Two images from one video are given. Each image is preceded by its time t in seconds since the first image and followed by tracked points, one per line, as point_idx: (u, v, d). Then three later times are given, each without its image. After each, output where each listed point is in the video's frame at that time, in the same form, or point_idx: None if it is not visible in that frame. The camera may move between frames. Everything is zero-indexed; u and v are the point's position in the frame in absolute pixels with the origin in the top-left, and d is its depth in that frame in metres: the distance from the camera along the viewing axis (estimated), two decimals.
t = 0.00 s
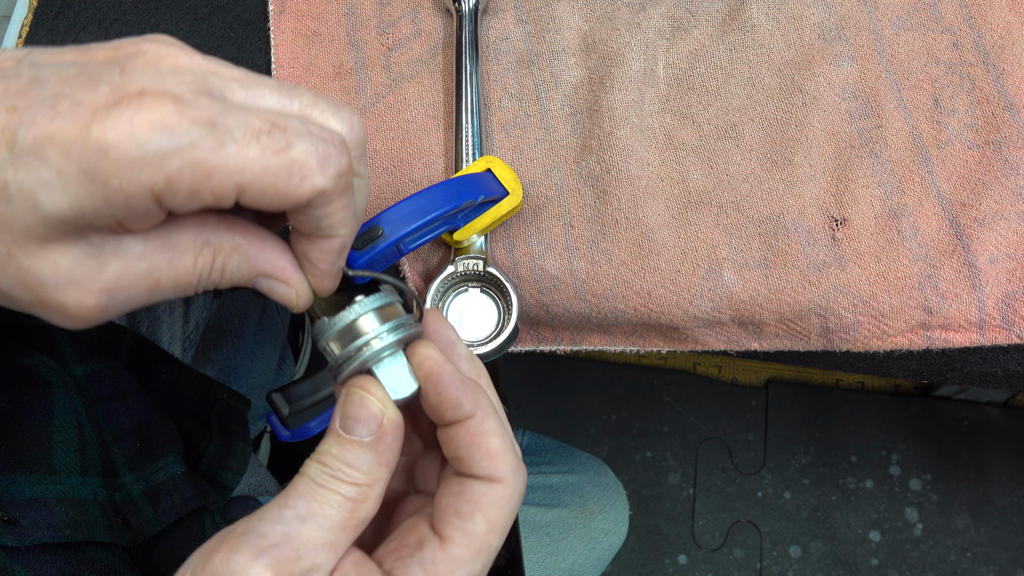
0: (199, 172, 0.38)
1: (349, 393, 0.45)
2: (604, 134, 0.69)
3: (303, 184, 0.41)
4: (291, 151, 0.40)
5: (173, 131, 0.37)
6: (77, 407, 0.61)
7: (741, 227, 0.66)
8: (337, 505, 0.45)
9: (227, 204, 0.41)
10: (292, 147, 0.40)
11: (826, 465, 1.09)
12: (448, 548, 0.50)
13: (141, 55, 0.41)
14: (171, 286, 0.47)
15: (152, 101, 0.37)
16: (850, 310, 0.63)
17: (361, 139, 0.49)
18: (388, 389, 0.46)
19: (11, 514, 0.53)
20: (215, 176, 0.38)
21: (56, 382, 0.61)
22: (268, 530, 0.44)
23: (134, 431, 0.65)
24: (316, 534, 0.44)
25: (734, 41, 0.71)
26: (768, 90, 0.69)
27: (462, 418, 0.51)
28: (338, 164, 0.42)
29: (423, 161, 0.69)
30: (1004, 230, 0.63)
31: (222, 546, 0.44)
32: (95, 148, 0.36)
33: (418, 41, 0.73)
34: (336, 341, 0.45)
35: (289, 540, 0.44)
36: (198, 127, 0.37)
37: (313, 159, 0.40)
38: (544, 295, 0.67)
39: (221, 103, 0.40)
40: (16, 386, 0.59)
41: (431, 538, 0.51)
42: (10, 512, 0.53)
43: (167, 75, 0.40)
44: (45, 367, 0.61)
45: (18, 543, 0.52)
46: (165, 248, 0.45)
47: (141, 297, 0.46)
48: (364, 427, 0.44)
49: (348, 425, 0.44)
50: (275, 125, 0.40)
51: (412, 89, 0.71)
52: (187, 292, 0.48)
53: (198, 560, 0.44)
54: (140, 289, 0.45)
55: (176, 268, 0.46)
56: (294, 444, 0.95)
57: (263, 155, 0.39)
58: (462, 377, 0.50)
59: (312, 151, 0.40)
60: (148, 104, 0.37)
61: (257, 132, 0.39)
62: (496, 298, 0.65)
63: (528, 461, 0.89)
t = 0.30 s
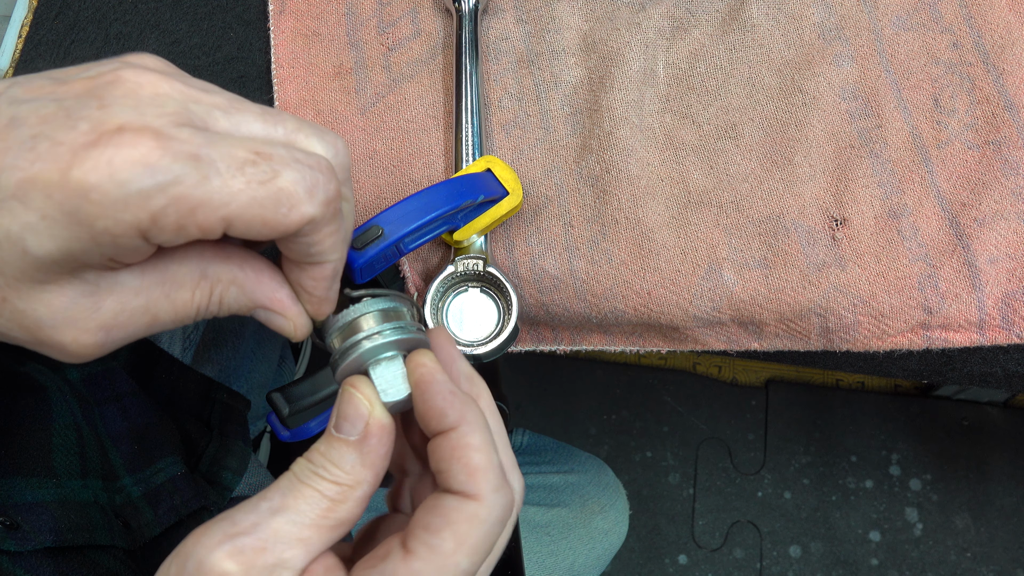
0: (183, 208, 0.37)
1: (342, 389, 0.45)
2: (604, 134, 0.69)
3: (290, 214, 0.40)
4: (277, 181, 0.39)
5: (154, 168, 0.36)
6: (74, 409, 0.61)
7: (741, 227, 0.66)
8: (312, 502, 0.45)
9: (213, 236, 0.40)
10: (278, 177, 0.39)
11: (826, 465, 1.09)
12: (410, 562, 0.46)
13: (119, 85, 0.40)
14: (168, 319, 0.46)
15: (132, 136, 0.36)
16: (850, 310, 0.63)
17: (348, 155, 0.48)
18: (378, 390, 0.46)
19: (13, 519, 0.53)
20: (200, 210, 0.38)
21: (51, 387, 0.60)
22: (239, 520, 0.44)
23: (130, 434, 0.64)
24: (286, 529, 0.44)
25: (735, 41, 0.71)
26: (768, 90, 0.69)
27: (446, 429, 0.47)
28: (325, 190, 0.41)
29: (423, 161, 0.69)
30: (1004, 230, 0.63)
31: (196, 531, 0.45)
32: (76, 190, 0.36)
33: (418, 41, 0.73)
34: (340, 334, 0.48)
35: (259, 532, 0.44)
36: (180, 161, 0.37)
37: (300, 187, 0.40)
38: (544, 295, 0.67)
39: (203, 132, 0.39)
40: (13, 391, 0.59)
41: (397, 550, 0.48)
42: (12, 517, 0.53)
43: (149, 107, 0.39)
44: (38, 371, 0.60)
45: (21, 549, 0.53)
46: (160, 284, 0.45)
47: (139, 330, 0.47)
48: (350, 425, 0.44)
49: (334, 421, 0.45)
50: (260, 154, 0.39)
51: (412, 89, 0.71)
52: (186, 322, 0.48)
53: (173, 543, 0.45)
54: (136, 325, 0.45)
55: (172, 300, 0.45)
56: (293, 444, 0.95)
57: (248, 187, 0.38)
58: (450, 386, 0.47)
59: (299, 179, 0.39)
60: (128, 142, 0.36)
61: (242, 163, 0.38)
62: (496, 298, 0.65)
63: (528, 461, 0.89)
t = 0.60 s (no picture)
0: (127, 282, 0.32)
1: (349, 398, 0.45)
2: (604, 134, 0.69)
3: (243, 258, 0.34)
4: (220, 226, 0.33)
5: (89, 242, 0.30)
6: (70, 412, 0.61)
7: (741, 227, 0.66)
8: (328, 514, 0.45)
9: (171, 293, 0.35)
10: (220, 222, 0.33)
11: (826, 465, 1.09)
12: (446, 559, 0.48)
13: (43, 147, 0.33)
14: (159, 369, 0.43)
15: (57, 218, 0.30)
16: (851, 310, 0.63)
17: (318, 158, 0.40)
18: (388, 397, 0.46)
19: (13, 521, 0.53)
20: (146, 279, 0.32)
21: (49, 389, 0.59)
22: (257, 540, 0.43)
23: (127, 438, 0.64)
24: (306, 544, 0.44)
25: (735, 41, 0.71)
26: (768, 90, 0.69)
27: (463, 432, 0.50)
28: (282, 220, 0.35)
29: (423, 161, 0.69)
30: (1004, 230, 0.63)
31: (209, 557, 0.43)
32: (13, 283, 0.31)
33: (418, 41, 0.73)
34: (341, 345, 0.45)
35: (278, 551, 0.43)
36: (109, 231, 0.31)
37: (248, 226, 0.33)
38: (544, 295, 0.67)
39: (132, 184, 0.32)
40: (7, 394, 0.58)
41: (426, 550, 0.49)
42: (12, 519, 0.53)
43: (69, 167, 0.32)
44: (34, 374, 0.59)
45: (21, 550, 0.53)
46: (144, 338, 0.40)
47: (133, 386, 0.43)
48: (363, 433, 0.44)
49: (347, 431, 0.45)
50: (197, 197, 0.33)
51: (412, 89, 0.71)
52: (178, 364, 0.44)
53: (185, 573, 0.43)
54: (126, 380, 0.42)
55: (162, 352, 0.42)
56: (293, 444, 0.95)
57: (187, 245, 0.32)
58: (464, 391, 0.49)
59: (244, 219, 0.33)
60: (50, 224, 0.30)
61: (178, 216, 0.32)
62: (496, 298, 0.65)
63: (528, 462, 0.89)
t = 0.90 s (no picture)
0: (65, 310, 0.33)
1: (337, 400, 0.45)
2: (604, 134, 0.69)
3: (187, 301, 0.33)
4: (156, 273, 0.31)
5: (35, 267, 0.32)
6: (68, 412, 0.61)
7: (741, 227, 0.66)
8: (326, 517, 0.45)
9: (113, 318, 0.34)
10: (157, 268, 0.31)
11: (826, 465, 1.09)
12: (448, 539, 0.53)
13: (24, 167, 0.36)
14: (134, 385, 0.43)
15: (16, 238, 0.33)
16: (851, 310, 0.63)
17: (278, 145, 0.37)
18: (374, 393, 0.46)
19: (10, 520, 0.53)
20: (87, 310, 0.33)
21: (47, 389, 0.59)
22: (261, 559, 0.43)
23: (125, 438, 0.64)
24: (309, 551, 0.45)
25: (735, 41, 0.71)
26: (768, 90, 0.69)
27: (451, 418, 0.52)
28: (223, 271, 0.32)
29: (423, 161, 0.69)
30: (1004, 230, 0.63)
31: None
32: None
33: (418, 41, 0.73)
34: (322, 349, 0.43)
35: (284, 563, 0.44)
36: (53, 261, 0.32)
37: (186, 276, 0.32)
38: (544, 295, 0.67)
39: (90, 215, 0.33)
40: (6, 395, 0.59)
41: (428, 530, 0.53)
42: (10, 518, 0.53)
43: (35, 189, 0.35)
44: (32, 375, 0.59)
45: (18, 549, 0.52)
46: (108, 354, 0.41)
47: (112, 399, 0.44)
48: (352, 433, 0.44)
49: (335, 433, 0.44)
50: (138, 236, 0.31)
51: (412, 89, 0.71)
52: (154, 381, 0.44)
53: None
54: (93, 395, 0.43)
55: (128, 369, 0.42)
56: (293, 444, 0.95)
57: (123, 284, 0.32)
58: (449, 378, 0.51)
59: (180, 267, 0.31)
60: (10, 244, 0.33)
61: (116, 255, 0.31)
62: (496, 298, 0.65)
63: (528, 461, 0.89)
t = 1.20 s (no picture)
0: (55, 260, 0.38)
1: (324, 382, 0.46)
2: (604, 134, 0.69)
3: (161, 222, 0.37)
4: (126, 196, 0.36)
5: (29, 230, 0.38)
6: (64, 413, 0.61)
7: (741, 227, 0.66)
8: (308, 501, 0.45)
9: (106, 267, 0.39)
10: (127, 188, 0.36)
11: (826, 465, 1.09)
12: (430, 528, 0.53)
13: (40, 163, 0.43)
14: (141, 395, 0.45)
15: (13, 209, 0.39)
16: (851, 310, 0.63)
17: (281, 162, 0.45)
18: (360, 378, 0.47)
19: (8, 520, 0.53)
20: (74, 256, 0.37)
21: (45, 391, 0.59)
22: (242, 542, 0.44)
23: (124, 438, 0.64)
24: (291, 535, 0.45)
25: (735, 41, 0.71)
26: (767, 90, 0.69)
27: (435, 408, 0.53)
28: (187, 174, 0.36)
29: (423, 161, 0.69)
30: (1004, 230, 0.63)
31: (196, 561, 0.44)
32: None
33: (418, 41, 0.73)
34: (311, 330, 0.45)
35: (265, 546, 0.44)
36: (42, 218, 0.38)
37: (154, 191, 0.36)
38: (544, 295, 0.66)
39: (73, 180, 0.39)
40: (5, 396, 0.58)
41: (410, 519, 0.54)
42: (8, 518, 0.53)
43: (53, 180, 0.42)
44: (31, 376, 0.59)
45: (15, 549, 0.52)
46: (122, 364, 0.44)
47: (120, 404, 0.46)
48: (336, 417, 0.45)
49: (320, 417, 0.45)
50: (111, 174, 0.37)
51: (412, 89, 0.71)
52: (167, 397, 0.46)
53: None
54: (105, 400, 0.45)
55: (139, 378, 0.44)
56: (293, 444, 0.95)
57: (100, 219, 0.37)
58: (434, 367, 0.53)
59: (146, 183, 0.36)
60: (10, 215, 0.39)
61: (93, 193, 0.37)
62: (496, 298, 0.65)
63: (528, 461, 0.89)
